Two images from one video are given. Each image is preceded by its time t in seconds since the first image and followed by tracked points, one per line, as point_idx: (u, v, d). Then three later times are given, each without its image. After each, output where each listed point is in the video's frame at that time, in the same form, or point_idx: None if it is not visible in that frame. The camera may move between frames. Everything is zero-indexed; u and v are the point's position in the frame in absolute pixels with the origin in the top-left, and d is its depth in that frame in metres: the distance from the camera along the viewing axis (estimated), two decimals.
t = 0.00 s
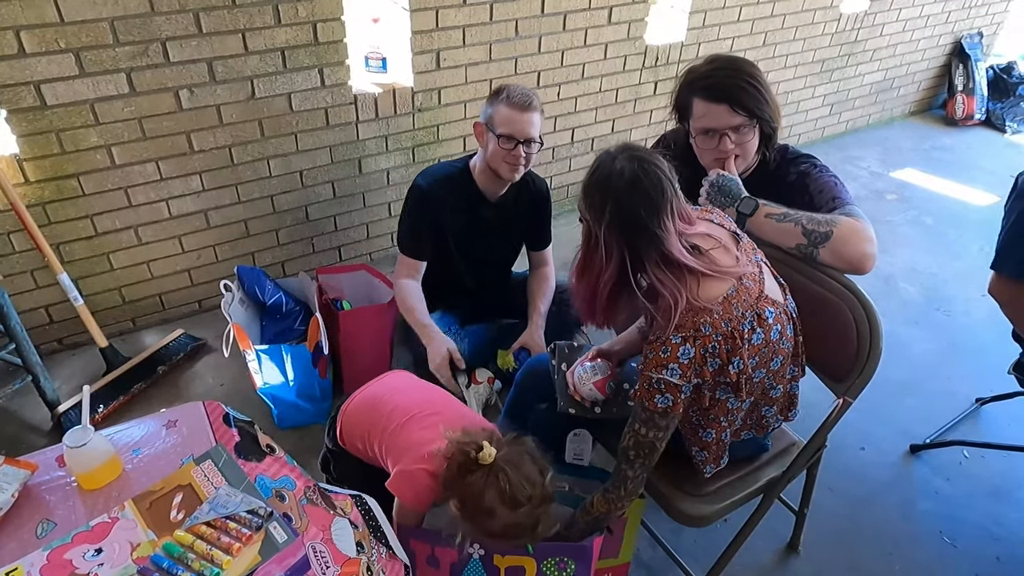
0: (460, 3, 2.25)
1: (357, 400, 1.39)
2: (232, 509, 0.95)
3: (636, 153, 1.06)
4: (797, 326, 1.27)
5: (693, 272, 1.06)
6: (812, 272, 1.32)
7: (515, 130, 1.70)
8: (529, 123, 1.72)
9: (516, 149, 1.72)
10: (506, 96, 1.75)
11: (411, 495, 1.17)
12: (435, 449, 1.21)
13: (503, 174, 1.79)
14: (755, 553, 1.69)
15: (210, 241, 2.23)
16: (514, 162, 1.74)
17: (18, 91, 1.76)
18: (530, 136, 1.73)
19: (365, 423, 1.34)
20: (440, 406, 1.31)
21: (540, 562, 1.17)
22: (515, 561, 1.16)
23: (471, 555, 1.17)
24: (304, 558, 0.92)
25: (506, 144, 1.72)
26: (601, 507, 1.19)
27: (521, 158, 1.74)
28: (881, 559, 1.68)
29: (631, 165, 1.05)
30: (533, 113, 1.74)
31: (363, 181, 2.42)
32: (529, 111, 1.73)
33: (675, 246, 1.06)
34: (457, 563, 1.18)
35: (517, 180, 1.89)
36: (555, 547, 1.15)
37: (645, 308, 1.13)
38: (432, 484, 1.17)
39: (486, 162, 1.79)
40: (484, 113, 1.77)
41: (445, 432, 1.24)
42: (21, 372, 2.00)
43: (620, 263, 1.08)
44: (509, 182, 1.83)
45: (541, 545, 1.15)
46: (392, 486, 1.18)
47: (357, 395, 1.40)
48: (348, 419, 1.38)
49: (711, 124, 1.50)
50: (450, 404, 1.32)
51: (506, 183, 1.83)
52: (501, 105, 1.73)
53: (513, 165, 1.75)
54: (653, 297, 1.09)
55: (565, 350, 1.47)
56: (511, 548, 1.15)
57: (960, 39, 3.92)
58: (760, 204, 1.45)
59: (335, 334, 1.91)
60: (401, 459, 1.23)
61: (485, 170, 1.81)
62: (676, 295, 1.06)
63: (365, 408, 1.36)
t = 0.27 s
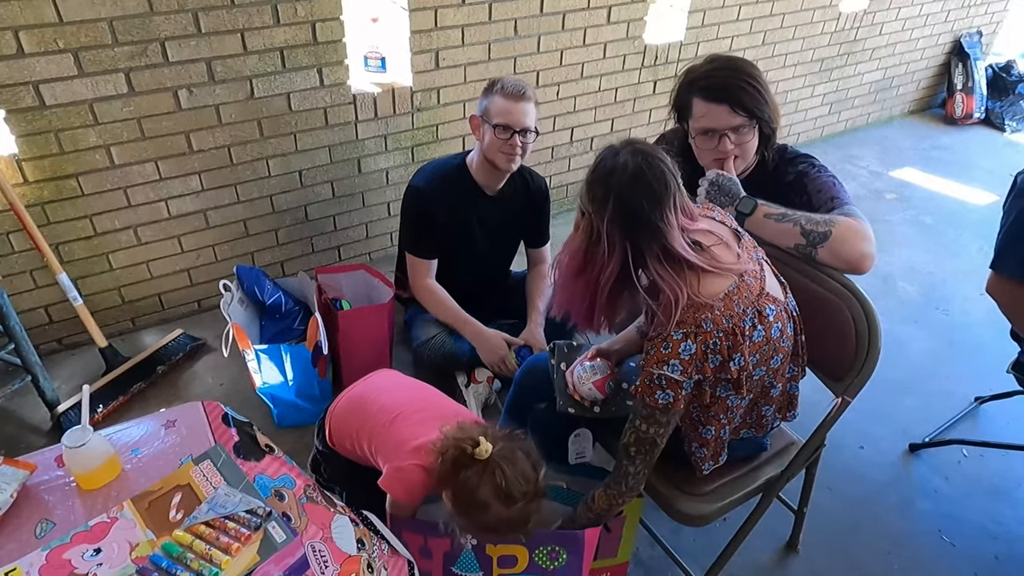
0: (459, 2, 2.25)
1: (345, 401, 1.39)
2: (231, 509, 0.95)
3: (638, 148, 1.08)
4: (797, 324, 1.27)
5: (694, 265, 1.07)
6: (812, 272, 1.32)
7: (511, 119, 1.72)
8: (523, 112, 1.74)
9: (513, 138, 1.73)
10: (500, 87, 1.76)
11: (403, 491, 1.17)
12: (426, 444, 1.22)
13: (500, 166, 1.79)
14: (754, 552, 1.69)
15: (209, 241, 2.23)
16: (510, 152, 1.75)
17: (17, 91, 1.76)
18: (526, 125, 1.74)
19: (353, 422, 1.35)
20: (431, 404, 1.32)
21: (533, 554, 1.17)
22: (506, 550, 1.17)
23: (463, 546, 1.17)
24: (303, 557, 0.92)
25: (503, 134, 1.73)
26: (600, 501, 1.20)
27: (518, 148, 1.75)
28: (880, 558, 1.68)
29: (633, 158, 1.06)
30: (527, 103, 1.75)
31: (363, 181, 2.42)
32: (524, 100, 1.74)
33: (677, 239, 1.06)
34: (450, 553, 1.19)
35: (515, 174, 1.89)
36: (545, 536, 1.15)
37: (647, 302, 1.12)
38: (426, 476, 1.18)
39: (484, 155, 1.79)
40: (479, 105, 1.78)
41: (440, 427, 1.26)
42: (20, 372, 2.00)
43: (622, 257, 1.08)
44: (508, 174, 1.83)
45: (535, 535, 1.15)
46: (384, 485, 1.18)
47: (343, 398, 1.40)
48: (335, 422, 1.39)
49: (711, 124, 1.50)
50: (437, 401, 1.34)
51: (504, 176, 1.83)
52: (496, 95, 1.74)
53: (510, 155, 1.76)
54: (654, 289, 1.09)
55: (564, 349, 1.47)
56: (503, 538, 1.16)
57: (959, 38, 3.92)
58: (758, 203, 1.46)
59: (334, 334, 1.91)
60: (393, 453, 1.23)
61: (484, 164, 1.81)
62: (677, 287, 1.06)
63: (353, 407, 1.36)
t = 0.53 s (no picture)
0: (458, 2, 2.25)
1: (339, 399, 1.39)
2: (230, 510, 0.95)
3: (639, 145, 1.08)
4: (797, 323, 1.27)
5: (693, 263, 1.07)
6: (813, 272, 1.31)
7: (509, 118, 1.72)
8: (521, 111, 1.74)
9: (511, 137, 1.73)
10: (498, 86, 1.76)
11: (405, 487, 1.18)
12: (426, 440, 1.23)
13: (498, 164, 1.79)
14: (754, 551, 1.69)
15: (208, 241, 2.23)
16: (508, 151, 1.75)
17: (16, 91, 1.76)
18: (523, 123, 1.74)
19: (348, 419, 1.35)
20: (427, 400, 1.33)
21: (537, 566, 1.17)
22: (510, 561, 1.16)
23: (467, 557, 1.17)
24: (302, 558, 0.92)
25: (500, 132, 1.73)
26: (601, 501, 1.19)
27: (516, 147, 1.75)
28: (880, 558, 1.68)
29: (634, 155, 1.06)
30: (525, 101, 1.75)
31: (362, 180, 2.42)
32: (522, 98, 1.74)
33: (677, 237, 1.06)
34: (454, 563, 1.18)
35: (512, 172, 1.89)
36: (550, 546, 1.15)
37: (646, 301, 1.12)
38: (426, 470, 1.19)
39: (481, 154, 1.79)
40: (476, 105, 1.78)
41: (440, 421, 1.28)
42: (20, 372, 2.00)
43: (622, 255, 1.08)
44: (506, 173, 1.82)
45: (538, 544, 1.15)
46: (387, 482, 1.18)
47: (337, 398, 1.40)
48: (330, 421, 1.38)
49: (710, 125, 1.50)
50: (433, 398, 1.35)
51: (502, 175, 1.83)
52: (494, 94, 1.74)
53: (508, 154, 1.76)
54: (653, 288, 1.09)
55: (563, 347, 1.47)
56: (508, 548, 1.15)
57: (959, 37, 3.92)
58: (760, 202, 1.46)
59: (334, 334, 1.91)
60: (391, 449, 1.25)
61: (481, 164, 1.81)
62: (677, 285, 1.06)
63: (347, 405, 1.36)
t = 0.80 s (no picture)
0: (458, 1, 2.25)
1: (339, 396, 1.38)
2: (230, 508, 0.95)
3: (638, 143, 1.08)
4: (797, 322, 1.27)
5: (692, 261, 1.06)
6: (811, 268, 1.31)
7: (510, 119, 1.71)
8: (522, 112, 1.74)
9: (511, 138, 1.73)
10: (499, 86, 1.76)
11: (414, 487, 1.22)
12: (431, 439, 1.25)
13: (497, 165, 1.79)
14: (754, 550, 1.69)
15: (208, 240, 2.23)
16: (508, 152, 1.75)
17: (16, 90, 1.76)
18: (523, 124, 1.74)
19: (348, 417, 1.34)
20: (431, 398, 1.34)
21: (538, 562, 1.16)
22: (511, 558, 1.16)
23: (468, 553, 1.16)
24: (302, 556, 0.92)
25: (500, 133, 1.73)
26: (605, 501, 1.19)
27: (516, 148, 1.75)
28: (880, 556, 1.68)
29: (633, 153, 1.06)
30: (526, 102, 1.75)
31: (362, 179, 2.41)
32: (523, 99, 1.74)
33: (676, 236, 1.06)
34: (455, 562, 1.18)
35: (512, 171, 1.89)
36: (551, 543, 1.15)
37: (645, 299, 1.12)
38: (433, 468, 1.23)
39: (480, 153, 1.79)
40: (477, 104, 1.78)
41: (447, 418, 1.29)
42: (19, 371, 2.00)
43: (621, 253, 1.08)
44: (506, 173, 1.82)
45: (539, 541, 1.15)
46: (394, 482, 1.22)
47: (336, 395, 1.40)
48: (330, 419, 1.37)
49: (710, 123, 1.50)
50: (435, 394, 1.36)
51: (502, 175, 1.83)
52: (494, 95, 1.74)
53: (507, 154, 1.75)
54: (653, 287, 1.08)
55: (563, 346, 1.47)
56: (509, 545, 1.15)
57: (959, 35, 3.92)
58: (761, 198, 1.45)
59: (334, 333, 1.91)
60: (397, 447, 1.26)
61: (481, 164, 1.81)
62: (676, 283, 1.06)
63: (348, 402, 1.36)
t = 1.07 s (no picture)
0: (458, 1, 2.25)
1: (340, 400, 1.37)
2: (231, 508, 0.95)
3: (638, 144, 1.08)
4: (797, 323, 1.27)
5: (693, 263, 1.06)
6: (811, 269, 1.31)
7: (509, 121, 1.71)
8: (522, 113, 1.73)
9: (510, 139, 1.73)
10: (499, 87, 1.76)
11: (425, 493, 1.23)
12: (440, 443, 1.25)
13: (496, 166, 1.79)
14: (755, 550, 1.69)
15: (209, 240, 2.23)
16: (507, 153, 1.75)
17: (16, 90, 1.75)
18: (523, 127, 1.74)
19: (352, 421, 1.34)
20: (435, 400, 1.34)
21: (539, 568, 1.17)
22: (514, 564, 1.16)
23: (469, 561, 1.16)
24: (303, 557, 0.92)
25: (499, 135, 1.73)
26: (605, 501, 1.19)
27: (515, 149, 1.75)
28: (881, 556, 1.68)
29: (633, 154, 1.06)
30: (526, 103, 1.74)
31: (362, 179, 2.41)
32: (523, 101, 1.74)
33: (675, 237, 1.06)
34: (456, 567, 1.17)
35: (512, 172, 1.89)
36: (552, 546, 1.15)
37: (646, 300, 1.12)
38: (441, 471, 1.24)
39: (480, 153, 1.79)
40: (477, 105, 1.78)
41: (454, 421, 1.29)
42: (20, 372, 2.00)
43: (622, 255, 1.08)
44: (506, 173, 1.82)
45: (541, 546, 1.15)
46: (406, 490, 1.24)
47: (337, 398, 1.39)
48: (332, 422, 1.36)
49: (711, 122, 1.50)
50: (439, 396, 1.35)
51: (501, 176, 1.83)
52: (494, 96, 1.74)
53: (507, 156, 1.75)
54: (653, 289, 1.08)
55: (565, 346, 1.47)
56: (511, 551, 1.15)
57: (959, 35, 3.92)
58: (761, 200, 1.46)
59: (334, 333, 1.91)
60: (406, 452, 1.26)
61: (481, 164, 1.81)
62: (676, 285, 1.06)
63: (351, 405, 1.35)
